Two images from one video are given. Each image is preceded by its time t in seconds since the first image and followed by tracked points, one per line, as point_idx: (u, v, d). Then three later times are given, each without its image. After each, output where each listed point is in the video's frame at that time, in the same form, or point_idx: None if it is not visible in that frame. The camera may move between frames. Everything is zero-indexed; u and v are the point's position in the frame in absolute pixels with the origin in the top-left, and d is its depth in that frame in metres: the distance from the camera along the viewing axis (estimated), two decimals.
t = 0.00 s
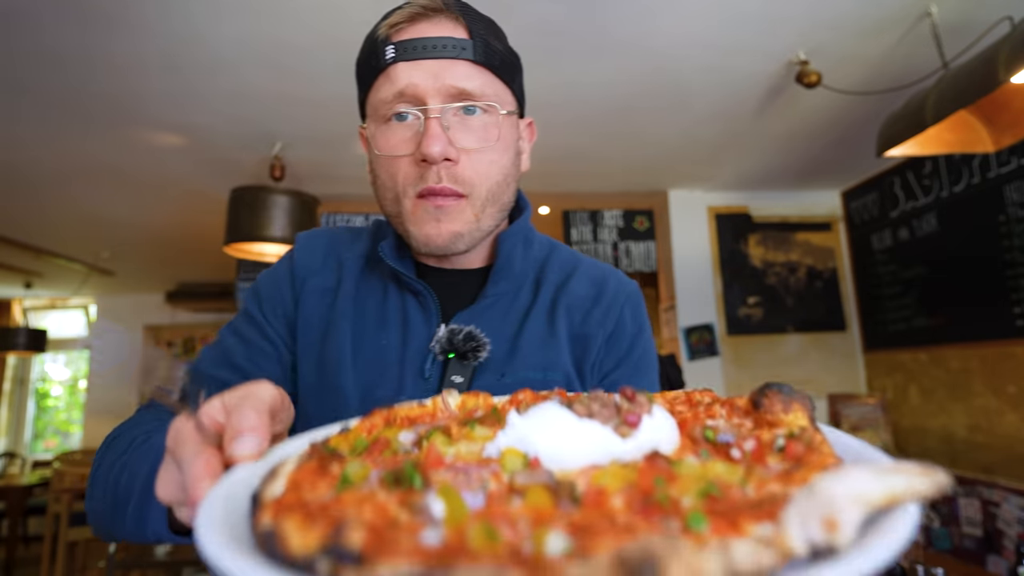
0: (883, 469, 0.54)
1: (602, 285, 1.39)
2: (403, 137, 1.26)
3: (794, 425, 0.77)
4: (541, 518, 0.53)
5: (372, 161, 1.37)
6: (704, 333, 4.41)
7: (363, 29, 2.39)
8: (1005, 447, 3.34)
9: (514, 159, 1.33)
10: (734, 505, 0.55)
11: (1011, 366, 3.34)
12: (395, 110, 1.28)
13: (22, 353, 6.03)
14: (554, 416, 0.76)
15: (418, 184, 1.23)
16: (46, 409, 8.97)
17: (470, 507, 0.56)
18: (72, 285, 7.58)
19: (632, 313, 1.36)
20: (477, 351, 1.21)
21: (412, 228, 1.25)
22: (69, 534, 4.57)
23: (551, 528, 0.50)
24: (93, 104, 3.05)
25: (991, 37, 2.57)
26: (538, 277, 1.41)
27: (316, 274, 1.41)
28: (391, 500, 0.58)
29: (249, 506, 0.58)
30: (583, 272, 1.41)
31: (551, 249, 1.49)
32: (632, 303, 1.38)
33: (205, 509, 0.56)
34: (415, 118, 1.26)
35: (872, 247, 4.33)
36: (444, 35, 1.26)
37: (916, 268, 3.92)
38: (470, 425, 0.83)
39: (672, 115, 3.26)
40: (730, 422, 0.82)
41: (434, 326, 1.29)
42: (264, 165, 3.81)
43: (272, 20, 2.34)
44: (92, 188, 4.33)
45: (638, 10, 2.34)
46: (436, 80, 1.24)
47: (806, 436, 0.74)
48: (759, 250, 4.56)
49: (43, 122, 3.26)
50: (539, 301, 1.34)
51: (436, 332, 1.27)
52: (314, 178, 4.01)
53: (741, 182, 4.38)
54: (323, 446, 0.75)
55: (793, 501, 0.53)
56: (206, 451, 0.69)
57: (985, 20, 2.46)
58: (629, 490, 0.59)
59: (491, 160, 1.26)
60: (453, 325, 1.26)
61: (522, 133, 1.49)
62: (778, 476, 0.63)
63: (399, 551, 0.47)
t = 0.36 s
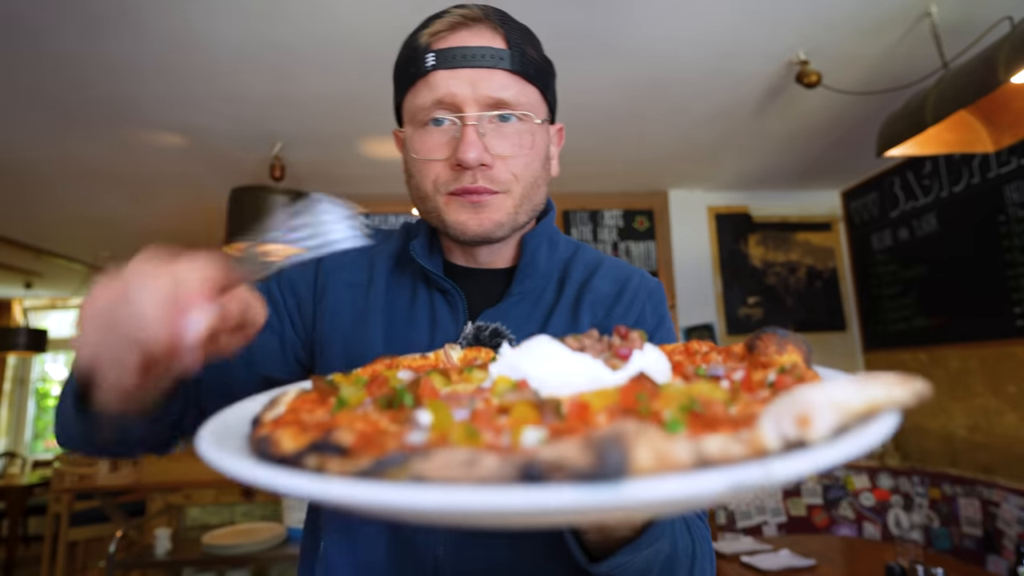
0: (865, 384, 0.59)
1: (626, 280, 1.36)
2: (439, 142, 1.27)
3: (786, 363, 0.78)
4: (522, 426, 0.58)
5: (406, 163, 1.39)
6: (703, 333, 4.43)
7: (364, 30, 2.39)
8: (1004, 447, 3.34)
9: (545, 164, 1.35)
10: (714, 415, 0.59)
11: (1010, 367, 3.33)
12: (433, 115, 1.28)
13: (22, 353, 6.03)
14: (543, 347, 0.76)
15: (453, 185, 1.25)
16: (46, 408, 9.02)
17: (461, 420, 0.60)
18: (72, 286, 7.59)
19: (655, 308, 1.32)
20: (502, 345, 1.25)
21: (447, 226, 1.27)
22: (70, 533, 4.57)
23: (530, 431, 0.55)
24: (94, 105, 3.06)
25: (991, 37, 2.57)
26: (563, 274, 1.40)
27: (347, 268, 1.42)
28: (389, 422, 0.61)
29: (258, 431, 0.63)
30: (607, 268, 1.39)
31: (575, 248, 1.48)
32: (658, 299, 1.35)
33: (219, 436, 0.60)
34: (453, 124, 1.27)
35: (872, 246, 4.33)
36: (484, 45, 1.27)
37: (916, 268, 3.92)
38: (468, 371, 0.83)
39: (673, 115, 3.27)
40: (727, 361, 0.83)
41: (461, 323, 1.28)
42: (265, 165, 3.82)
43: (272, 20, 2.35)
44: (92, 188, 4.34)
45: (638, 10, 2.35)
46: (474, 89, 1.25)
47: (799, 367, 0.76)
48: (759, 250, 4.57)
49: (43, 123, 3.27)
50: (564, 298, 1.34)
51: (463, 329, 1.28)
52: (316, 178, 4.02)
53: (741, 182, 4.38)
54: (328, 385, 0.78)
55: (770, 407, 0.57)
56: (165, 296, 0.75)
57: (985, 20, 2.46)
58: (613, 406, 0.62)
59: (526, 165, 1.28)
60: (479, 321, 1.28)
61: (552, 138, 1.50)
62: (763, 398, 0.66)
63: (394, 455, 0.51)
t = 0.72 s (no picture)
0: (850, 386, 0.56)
1: (636, 279, 1.35)
2: (460, 141, 1.27)
3: (783, 362, 0.77)
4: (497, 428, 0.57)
5: (422, 161, 1.39)
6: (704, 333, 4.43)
7: (364, 30, 2.40)
8: (1004, 447, 3.34)
9: (561, 167, 1.36)
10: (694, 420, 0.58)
11: (1010, 367, 3.34)
12: (453, 114, 1.28)
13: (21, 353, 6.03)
14: (533, 347, 0.75)
15: (472, 186, 1.25)
16: (46, 409, 9.04)
17: (436, 423, 0.59)
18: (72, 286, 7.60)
19: (666, 306, 1.31)
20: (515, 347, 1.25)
21: (464, 227, 1.27)
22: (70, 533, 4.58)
23: (497, 435, 0.54)
24: (94, 105, 3.06)
25: (990, 37, 2.58)
26: (574, 274, 1.39)
27: (368, 264, 1.39)
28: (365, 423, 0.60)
29: (239, 430, 0.63)
30: (618, 268, 1.39)
31: (585, 247, 1.47)
32: (669, 297, 1.33)
33: (200, 433, 0.60)
34: (474, 124, 1.27)
35: (872, 246, 4.33)
36: (507, 46, 1.27)
37: (916, 268, 3.92)
38: (462, 367, 0.85)
39: (673, 115, 3.27)
40: (724, 361, 0.83)
41: (474, 325, 1.29)
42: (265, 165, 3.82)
43: (272, 20, 2.35)
44: (92, 188, 4.34)
45: (638, 10, 2.35)
46: (496, 90, 1.25)
47: (796, 368, 0.74)
48: (759, 250, 4.57)
49: (44, 123, 3.27)
50: (575, 298, 1.33)
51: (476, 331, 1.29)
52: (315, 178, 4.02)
53: (741, 182, 4.39)
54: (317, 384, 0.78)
55: (748, 412, 0.55)
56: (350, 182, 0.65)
57: (985, 20, 2.46)
58: (592, 410, 0.62)
59: (544, 168, 1.29)
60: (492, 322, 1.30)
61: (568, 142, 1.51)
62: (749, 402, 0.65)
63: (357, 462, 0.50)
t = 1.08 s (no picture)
0: (847, 362, 0.57)
1: (642, 279, 1.35)
2: (460, 139, 1.28)
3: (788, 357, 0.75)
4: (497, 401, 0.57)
5: (423, 158, 1.39)
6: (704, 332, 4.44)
7: (365, 30, 2.40)
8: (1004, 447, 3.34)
9: (564, 164, 1.36)
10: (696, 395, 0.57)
11: (1010, 367, 3.33)
12: (454, 111, 1.29)
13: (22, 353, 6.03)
14: (532, 338, 0.74)
15: (472, 185, 1.25)
16: (46, 409, 9.04)
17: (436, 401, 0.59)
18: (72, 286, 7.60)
19: (673, 308, 1.31)
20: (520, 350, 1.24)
21: (464, 227, 1.27)
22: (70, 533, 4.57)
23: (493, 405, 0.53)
24: (94, 105, 3.06)
25: (991, 37, 2.58)
26: (579, 274, 1.39)
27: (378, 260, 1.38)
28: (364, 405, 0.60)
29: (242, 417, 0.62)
30: (624, 268, 1.38)
31: (590, 246, 1.47)
32: (676, 299, 1.33)
33: (202, 422, 0.59)
34: (474, 121, 1.27)
35: (872, 246, 4.33)
36: (509, 41, 1.28)
37: (916, 268, 3.93)
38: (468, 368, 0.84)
39: (673, 115, 3.27)
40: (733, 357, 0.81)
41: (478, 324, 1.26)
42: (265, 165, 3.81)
43: (272, 20, 2.35)
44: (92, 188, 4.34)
45: (638, 10, 2.35)
46: (497, 86, 1.26)
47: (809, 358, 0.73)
48: (759, 250, 4.57)
49: (44, 123, 3.28)
50: (581, 299, 1.33)
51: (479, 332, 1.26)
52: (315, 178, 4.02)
53: (741, 182, 4.39)
54: (324, 377, 0.77)
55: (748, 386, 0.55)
56: (380, 188, 0.63)
57: (985, 20, 2.46)
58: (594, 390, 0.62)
59: (545, 166, 1.29)
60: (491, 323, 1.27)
61: (571, 138, 1.51)
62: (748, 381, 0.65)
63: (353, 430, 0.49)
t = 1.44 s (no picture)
0: (831, 341, 0.59)
1: (643, 279, 1.35)
2: (458, 137, 1.28)
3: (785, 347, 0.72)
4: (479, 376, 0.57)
5: (422, 156, 1.39)
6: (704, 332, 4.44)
7: (365, 30, 2.40)
8: (1005, 447, 3.34)
9: (564, 164, 1.36)
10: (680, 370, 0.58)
11: (1010, 367, 3.33)
12: (453, 109, 1.29)
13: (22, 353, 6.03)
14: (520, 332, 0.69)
15: (470, 183, 1.25)
16: (46, 409, 9.05)
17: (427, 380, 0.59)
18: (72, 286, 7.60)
19: (673, 309, 1.31)
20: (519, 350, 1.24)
21: (462, 227, 1.27)
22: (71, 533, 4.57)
23: (475, 378, 0.53)
24: (94, 105, 3.06)
25: (991, 37, 2.58)
26: (579, 274, 1.39)
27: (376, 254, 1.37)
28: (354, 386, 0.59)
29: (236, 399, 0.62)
30: (624, 268, 1.38)
31: (591, 247, 1.47)
32: (676, 299, 1.34)
33: (198, 404, 0.60)
34: (473, 119, 1.28)
35: (872, 246, 4.33)
36: (508, 38, 1.27)
37: (916, 268, 3.93)
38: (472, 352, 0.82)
39: (673, 115, 3.27)
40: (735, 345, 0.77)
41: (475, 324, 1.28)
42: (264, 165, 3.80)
43: (272, 20, 2.35)
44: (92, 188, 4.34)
45: (638, 10, 2.35)
46: (496, 85, 1.26)
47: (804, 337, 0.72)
48: (759, 250, 4.57)
49: (44, 123, 3.28)
50: (580, 299, 1.33)
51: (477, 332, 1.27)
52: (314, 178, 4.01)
53: (741, 182, 4.39)
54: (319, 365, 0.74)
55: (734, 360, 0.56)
56: (335, 143, 0.64)
57: (985, 20, 2.46)
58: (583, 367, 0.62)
59: (544, 165, 1.29)
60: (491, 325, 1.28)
61: (572, 137, 1.51)
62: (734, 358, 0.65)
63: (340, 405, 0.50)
